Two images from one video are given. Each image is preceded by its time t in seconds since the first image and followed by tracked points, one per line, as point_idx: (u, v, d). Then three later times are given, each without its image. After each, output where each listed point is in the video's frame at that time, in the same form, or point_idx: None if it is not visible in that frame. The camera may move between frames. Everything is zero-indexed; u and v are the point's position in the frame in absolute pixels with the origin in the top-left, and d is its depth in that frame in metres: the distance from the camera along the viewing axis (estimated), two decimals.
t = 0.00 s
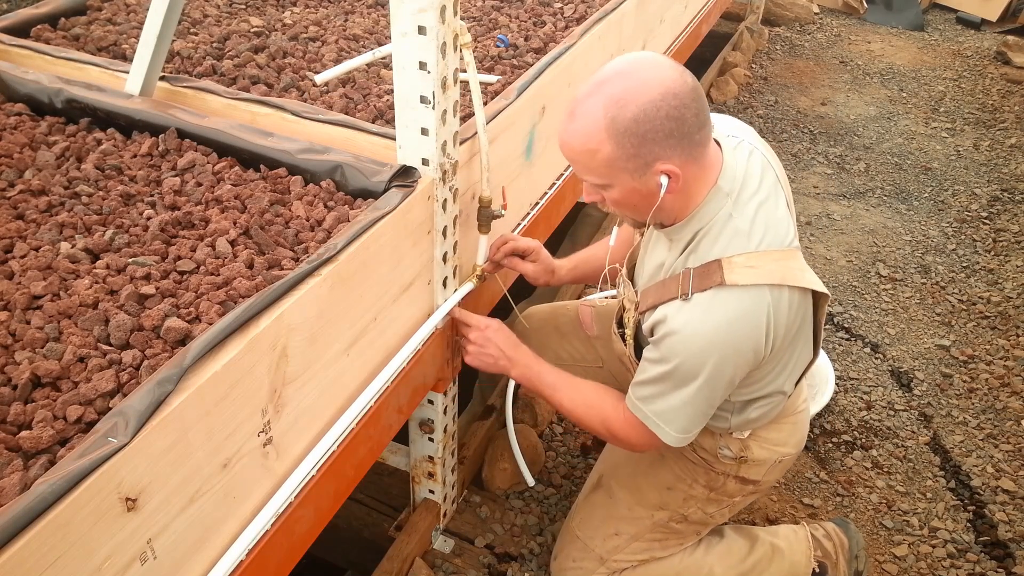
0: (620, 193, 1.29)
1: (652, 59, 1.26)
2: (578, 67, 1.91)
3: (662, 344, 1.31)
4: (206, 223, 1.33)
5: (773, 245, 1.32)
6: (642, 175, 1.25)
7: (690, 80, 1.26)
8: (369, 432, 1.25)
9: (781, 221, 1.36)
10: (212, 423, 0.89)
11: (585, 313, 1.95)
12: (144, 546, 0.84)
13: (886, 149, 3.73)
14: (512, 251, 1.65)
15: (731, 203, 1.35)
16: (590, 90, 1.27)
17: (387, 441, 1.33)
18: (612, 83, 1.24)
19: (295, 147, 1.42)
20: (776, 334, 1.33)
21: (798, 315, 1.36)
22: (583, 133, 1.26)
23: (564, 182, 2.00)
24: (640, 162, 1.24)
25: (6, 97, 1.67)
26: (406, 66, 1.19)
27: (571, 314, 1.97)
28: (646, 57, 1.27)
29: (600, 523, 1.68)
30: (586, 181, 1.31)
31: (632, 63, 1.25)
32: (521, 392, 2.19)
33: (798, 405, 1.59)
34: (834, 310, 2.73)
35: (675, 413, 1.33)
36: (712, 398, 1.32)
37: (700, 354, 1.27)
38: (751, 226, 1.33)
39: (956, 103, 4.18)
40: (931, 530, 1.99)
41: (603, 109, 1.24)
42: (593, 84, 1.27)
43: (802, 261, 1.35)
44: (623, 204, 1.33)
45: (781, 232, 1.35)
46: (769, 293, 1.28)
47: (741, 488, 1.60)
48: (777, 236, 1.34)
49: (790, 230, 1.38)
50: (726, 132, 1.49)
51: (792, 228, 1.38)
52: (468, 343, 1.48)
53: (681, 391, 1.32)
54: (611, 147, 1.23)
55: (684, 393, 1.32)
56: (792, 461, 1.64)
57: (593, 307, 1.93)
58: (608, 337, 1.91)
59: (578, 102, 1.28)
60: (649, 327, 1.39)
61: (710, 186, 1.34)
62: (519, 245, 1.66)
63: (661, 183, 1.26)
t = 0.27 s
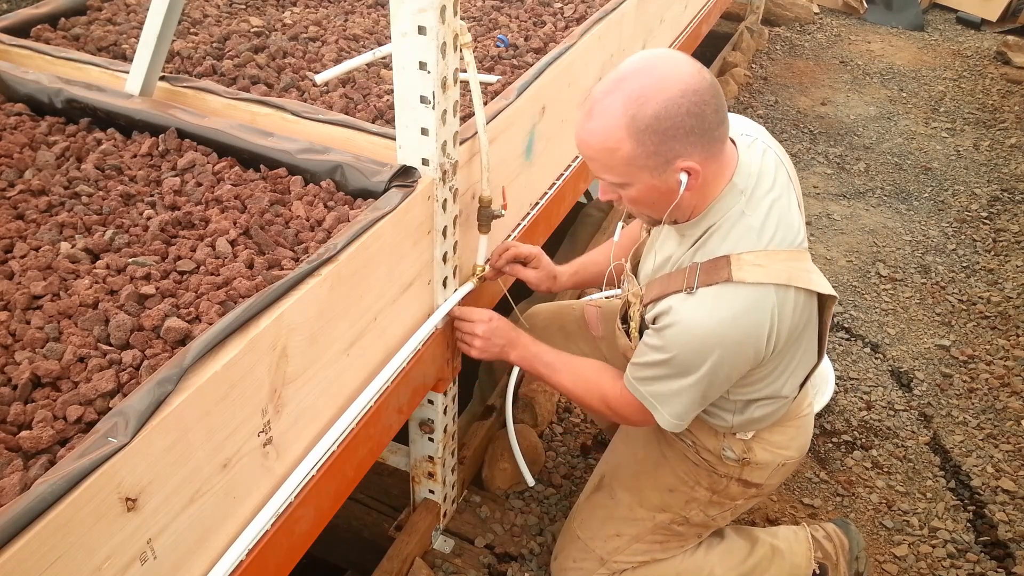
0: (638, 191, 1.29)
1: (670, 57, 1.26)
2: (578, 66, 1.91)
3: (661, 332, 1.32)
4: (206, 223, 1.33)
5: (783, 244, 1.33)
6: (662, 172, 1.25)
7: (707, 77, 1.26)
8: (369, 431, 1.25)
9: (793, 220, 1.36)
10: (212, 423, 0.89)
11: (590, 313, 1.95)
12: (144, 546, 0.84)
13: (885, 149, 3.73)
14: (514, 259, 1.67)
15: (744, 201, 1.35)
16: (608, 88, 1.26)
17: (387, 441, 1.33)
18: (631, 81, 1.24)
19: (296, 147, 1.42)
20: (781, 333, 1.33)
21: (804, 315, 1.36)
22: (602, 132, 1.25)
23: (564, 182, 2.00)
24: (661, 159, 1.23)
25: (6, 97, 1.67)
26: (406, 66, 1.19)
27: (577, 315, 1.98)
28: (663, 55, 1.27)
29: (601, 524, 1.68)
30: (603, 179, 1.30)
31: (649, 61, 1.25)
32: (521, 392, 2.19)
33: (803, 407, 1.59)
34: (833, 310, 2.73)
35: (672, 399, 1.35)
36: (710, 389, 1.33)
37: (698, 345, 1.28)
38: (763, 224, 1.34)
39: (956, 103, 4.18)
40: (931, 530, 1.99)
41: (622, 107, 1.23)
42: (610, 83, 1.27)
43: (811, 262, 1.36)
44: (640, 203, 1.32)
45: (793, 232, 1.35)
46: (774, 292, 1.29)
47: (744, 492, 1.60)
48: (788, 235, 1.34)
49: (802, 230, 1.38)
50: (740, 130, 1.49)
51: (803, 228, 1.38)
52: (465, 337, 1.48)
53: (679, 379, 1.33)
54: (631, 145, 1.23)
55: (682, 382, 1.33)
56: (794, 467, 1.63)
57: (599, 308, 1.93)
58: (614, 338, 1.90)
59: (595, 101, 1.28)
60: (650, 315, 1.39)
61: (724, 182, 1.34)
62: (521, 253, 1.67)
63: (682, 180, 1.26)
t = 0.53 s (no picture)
0: (660, 205, 1.30)
1: (676, 68, 1.24)
2: (578, 66, 1.91)
3: (658, 322, 1.33)
4: (206, 223, 1.33)
5: (785, 239, 1.34)
6: (685, 189, 1.26)
7: (714, 82, 1.25)
8: (369, 431, 1.25)
9: (796, 218, 1.37)
10: (212, 423, 0.89)
11: (589, 310, 1.96)
12: (144, 547, 0.84)
13: (886, 149, 3.73)
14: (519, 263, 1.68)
15: (750, 196, 1.35)
16: (619, 110, 1.25)
17: (387, 441, 1.33)
18: (643, 102, 1.23)
19: (296, 147, 1.42)
20: (779, 327, 1.34)
21: (803, 309, 1.37)
22: (621, 157, 1.25)
23: (564, 181, 2.00)
24: (683, 177, 1.24)
25: (6, 97, 1.67)
26: (406, 66, 1.19)
27: (576, 313, 1.98)
28: (669, 67, 1.25)
29: (600, 520, 1.68)
30: (623, 198, 1.31)
31: (658, 77, 1.23)
32: (521, 392, 2.19)
33: (798, 400, 1.60)
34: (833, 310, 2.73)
35: (669, 388, 1.36)
36: (708, 380, 1.35)
37: (694, 334, 1.29)
38: (766, 219, 1.34)
39: (956, 103, 4.18)
40: (931, 530, 1.99)
41: (639, 130, 1.22)
42: (619, 102, 1.26)
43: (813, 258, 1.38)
44: (660, 214, 1.33)
45: (795, 228, 1.37)
46: (773, 287, 1.30)
47: (740, 484, 1.60)
48: (790, 231, 1.36)
49: (804, 227, 1.40)
50: (747, 124, 1.48)
51: (805, 227, 1.39)
52: (466, 333, 1.48)
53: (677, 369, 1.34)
54: (652, 169, 1.23)
55: (679, 372, 1.34)
56: (790, 459, 1.64)
57: (598, 305, 1.95)
58: (613, 335, 1.91)
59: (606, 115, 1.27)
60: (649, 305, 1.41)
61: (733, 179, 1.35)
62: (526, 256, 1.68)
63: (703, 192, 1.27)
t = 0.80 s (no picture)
0: (664, 250, 1.33)
1: (675, 129, 1.22)
2: (578, 66, 1.91)
3: (669, 343, 1.34)
4: (206, 223, 1.33)
5: (791, 261, 1.35)
6: (688, 239, 1.28)
7: (711, 136, 1.24)
8: (369, 431, 1.25)
9: (798, 237, 1.39)
10: (212, 423, 0.89)
11: (586, 308, 1.95)
12: (144, 547, 0.84)
13: (886, 149, 3.73)
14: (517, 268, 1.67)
15: (755, 220, 1.35)
16: (620, 173, 1.23)
17: (387, 441, 1.33)
18: (646, 169, 1.21)
19: (296, 147, 1.42)
20: (783, 347, 1.38)
21: (805, 328, 1.40)
22: (627, 220, 1.25)
23: (564, 181, 2.00)
24: (687, 233, 1.26)
25: (6, 97, 1.67)
26: (406, 66, 1.19)
27: (573, 312, 1.97)
28: (665, 126, 1.22)
29: (602, 516, 1.68)
30: (625, 249, 1.33)
31: (655, 141, 1.21)
32: (521, 392, 2.19)
33: (800, 398, 1.61)
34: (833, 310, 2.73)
35: (676, 407, 1.38)
36: (712, 399, 1.38)
37: (705, 358, 1.31)
38: (771, 242, 1.35)
39: (956, 103, 4.18)
40: (931, 530, 1.99)
41: (642, 198, 1.22)
42: (619, 162, 1.23)
43: (815, 277, 1.39)
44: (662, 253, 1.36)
45: (798, 248, 1.38)
46: (781, 310, 1.33)
47: (740, 479, 1.61)
48: (795, 252, 1.37)
49: (805, 245, 1.41)
50: (746, 137, 1.46)
51: (806, 243, 1.41)
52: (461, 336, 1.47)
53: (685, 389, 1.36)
54: (656, 231, 1.25)
55: (686, 393, 1.36)
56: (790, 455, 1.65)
57: (594, 302, 1.94)
58: (613, 333, 1.92)
59: (605, 172, 1.26)
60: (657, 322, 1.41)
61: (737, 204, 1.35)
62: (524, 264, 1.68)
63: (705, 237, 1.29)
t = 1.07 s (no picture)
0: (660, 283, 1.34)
1: (673, 174, 1.21)
2: (578, 66, 1.91)
3: (676, 370, 1.34)
4: (206, 223, 1.33)
5: (795, 289, 1.35)
6: (684, 276, 1.30)
7: (711, 179, 1.23)
8: (369, 432, 1.25)
9: (803, 259, 1.38)
10: (212, 423, 0.89)
11: (590, 307, 1.95)
12: (144, 547, 0.84)
13: (886, 149, 3.73)
14: (510, 275, 1.56)
15: (758, 249, 1.34)
16: (616, 213, 1.23)
17: (387, 441, 1.33)
18: (642, 211, 1.21)
19: (296, 147, 1.42)
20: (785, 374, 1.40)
21: (807, 354, 1.42)
22: (621, 258, 1.26)
23: (564, 181, 2.00)
24: (683, 271, 1.27)
25: (6, 97, 1.67)
26: (406, 66, 1.19)
27: (577, 310, 1.97)
28: (665, 168, 1.22)
29: (604, 519, 1.68)
30: (620, 282, 1.34)
31: (652, 186, 1.21)
32: (521, 392, 2.19)
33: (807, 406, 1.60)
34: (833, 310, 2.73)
35: (683, 433, 1.38)
36: (717, 425, 1.40)
37: (712, 386, 1.32)
38: (775, 269, 1.35)
39: (956, 103, 4.18)
40: (931, 530, 1.99)
41: (637, 241, 1.23)
42: (615, 201, 1.24)
43: (822, 300, 1.39)
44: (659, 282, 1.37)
45: (803, 272, 1.38)
46: (788, 338, 1.34)
47: (745, 486, 1.61)
48: (799, 279, 1.37)
49: (810, 266, 1.40)
50: (750, 158, 1.44)
51: (811, 262, 1.40)
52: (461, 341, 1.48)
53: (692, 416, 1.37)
54: (651, 272, 1.27)
55: (693, 420, 1.37)
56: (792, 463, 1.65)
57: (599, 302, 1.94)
58: (616, 333, 1.92)
59: (603, 210, 1.25)
60: (661, 347, 1.41)
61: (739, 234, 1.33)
62: (519, 272, 1.56)
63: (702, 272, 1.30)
